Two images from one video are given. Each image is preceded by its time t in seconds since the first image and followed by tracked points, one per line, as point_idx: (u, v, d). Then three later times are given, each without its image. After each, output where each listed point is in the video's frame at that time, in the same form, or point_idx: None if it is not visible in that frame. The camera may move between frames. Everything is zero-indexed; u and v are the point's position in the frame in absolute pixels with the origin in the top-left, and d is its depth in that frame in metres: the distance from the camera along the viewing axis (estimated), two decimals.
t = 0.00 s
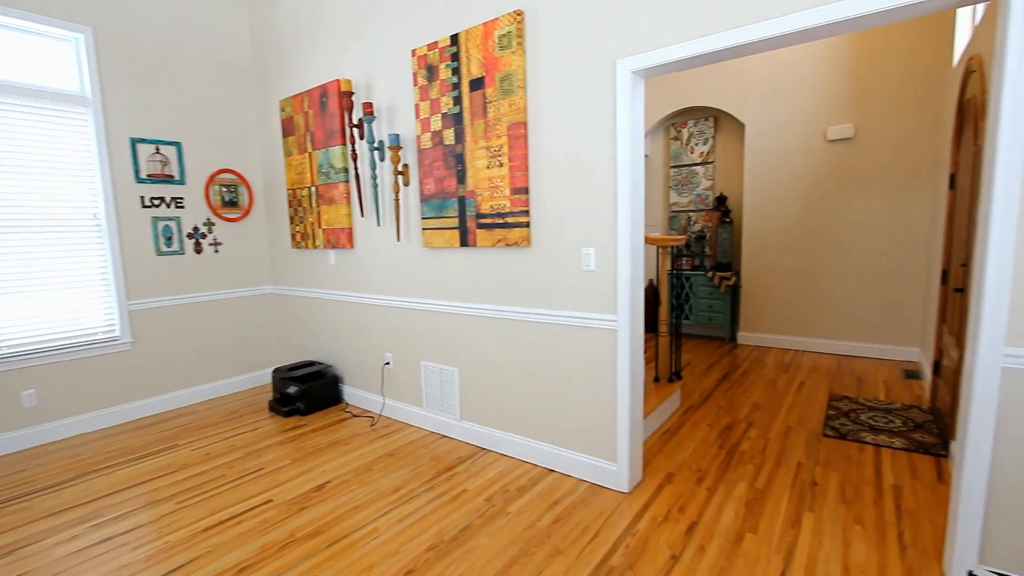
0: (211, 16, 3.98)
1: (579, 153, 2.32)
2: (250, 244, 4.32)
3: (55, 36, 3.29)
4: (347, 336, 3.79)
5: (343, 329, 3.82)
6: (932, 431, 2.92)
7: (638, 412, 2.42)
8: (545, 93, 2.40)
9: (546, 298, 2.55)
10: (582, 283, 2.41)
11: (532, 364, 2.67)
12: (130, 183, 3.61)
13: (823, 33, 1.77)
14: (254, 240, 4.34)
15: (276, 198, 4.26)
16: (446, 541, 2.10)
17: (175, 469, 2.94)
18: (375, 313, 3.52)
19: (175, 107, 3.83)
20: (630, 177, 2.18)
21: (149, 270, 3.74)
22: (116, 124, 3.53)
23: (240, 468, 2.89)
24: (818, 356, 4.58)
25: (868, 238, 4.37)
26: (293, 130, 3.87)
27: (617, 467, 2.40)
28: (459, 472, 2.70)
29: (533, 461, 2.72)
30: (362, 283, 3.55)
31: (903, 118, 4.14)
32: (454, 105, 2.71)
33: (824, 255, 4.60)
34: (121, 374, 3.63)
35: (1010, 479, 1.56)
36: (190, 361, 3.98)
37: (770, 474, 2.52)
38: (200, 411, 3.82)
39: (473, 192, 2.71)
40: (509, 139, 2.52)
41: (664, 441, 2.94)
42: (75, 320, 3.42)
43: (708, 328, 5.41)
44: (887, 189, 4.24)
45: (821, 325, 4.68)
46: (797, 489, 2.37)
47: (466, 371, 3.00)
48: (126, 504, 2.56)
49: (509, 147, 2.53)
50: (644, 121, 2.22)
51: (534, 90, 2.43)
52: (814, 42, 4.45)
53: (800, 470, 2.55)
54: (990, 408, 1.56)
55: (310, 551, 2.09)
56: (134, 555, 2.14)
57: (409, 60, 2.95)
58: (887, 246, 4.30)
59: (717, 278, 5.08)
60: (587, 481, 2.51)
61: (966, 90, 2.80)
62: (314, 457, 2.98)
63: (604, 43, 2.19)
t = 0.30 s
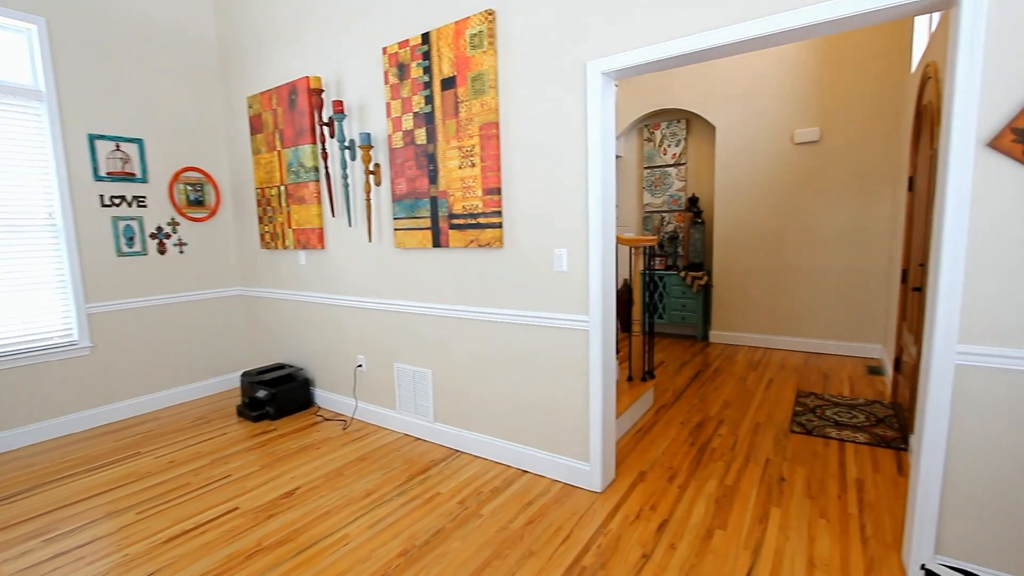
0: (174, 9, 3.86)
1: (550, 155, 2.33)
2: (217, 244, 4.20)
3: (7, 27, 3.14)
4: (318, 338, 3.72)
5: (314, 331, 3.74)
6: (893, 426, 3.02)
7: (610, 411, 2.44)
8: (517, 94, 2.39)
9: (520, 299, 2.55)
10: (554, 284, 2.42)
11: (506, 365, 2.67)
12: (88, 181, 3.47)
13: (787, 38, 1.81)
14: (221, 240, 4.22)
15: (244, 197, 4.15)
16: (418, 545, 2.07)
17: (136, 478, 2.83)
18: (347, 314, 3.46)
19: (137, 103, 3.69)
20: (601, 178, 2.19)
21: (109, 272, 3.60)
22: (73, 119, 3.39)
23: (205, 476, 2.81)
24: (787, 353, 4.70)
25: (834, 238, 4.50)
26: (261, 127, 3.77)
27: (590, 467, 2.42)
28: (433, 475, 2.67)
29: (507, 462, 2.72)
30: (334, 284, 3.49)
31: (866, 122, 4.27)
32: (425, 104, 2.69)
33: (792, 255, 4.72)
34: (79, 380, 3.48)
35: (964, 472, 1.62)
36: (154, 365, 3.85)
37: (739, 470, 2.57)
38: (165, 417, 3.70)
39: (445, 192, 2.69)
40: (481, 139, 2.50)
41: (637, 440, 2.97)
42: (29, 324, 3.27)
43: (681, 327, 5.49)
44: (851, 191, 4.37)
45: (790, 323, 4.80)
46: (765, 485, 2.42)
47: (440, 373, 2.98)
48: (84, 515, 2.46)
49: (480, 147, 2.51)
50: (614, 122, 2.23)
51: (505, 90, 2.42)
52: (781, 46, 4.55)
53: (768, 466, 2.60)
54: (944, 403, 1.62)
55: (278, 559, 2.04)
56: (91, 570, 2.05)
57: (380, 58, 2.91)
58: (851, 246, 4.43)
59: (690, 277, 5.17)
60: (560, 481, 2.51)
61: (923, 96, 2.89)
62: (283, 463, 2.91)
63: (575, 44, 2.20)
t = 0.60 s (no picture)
0: None
1: (526, 152, 2.29)
2: (183, 244, 4.04)
3: None
4: (289, 340, 3.61)
5: (285, 333, 3.63)
6: (864, 421, 3.08)
7: (588, 412, 2.42)
8: (492, 90, 2.35)
9: (497, 299, 2.51)
10: (531, 284, 2.38)
11: (483, 366, 2.63)
12: (42, 177, 3.30)
13: (761, 36, 1.81)
14: (187, 239, 4.06)
15: (211, 194, 4.00)
16: (392, 553, 2.01)
17: (94, 489, 2.70)
18: (319, 315, 3.37)
19: (95, 95, 3.53)
20: (577, 176, 2.16)
21: (66, 273, 3.43)
22: (25, 112, 3.22)
23: (169, 485, 2.69)
24: (761, 351, 4.77)
25: (806, 238, 4.58)
26: (229, 122, 3.64)
27: (567, 469, 2.39)
28: (408, 479, 2.61)
29: (484, 465, 2.68)
30: (306, 284, 3.39)
31: (836, 123, 4.35)
32: (399, 100, 2.62)
33: (765, 254, 4.78)
34: (34, 386, 3.31)
35: (934, 468, 1.64)
36: (115, 370, 3.68)
37: (716, 469, 2.57)
38: (127, 424, 3.54)
39: (419, 190, 2.62)
40: (455, 136, 2.45)
41: (614, 440, 2.96)
42: None
43: (658, 325, 5.53)
44: (822, 190, 4.45)
45: (764, 321, 4.87)
46: (741, 483, 2.43)
47: (415, 375, 2.92)
48: (36, 531, 2.32)
49: (455, 144, 2.46)
50: (590, 120, 2.21)
51: (480, 86, 2.37)
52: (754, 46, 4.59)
53: (744, 464, 2.61)
54: (915, 400, 1.63)
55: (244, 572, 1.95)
56: None
57: (351, 52, 2.83)
58: (822, 246, 4.52)
59: (666, 276, 5.20)
60: (537, 484, 2.48)
61: (891, 98, 2.95)
62: (252, 470, 2.80)
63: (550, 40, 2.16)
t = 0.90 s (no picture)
0: None
1: (506, 149, 2.22)
2: (148, 243, 3.86)
3: None
4: (261, 343, 3.47)
5: (256, 336, 3.49)
6: (843, 420, 3.09)
7: (570, 416, 2.36)
8: (470, 84, 2.26)
9: (477, 301, 2.43)
10: (512, 285, 2.31)
11: (463, 370, 2.55)
12: None
13: (746, 31, 1.76)
14: (151, 238, 3.88)
15: (176, 191, 3.83)
16: (367, 569, 1.92)
17: (47, 504, 2.53)
18: (292, 317, 3.24)
19: (50, 85, 3.32)
20: (558, 173, 2.10)
21: (19, 274, 3.23)
22: None
23: (129, 499, 2.54)
24: (741, 350, 4.78)
25: (784, 236, 4.60)
26: (195, 115, 3.47)
27: (550, 475, 2.33)
28: (385, 488, 2.52)
29: (464, 472, 2.60)
30: (277, 285, 3.26)
31: (813, 123, 4.38)
32: (373, 93, 2.52)
33: (745, 253, 4.80)
34: None
35: (920, 472, 1.62)
36: (73, 376, 3.49)
37: (699, 472, 2.54)
38: (86, 433, 3.36)
39: (395, 188, 2.53)
40: (432, 131, 2.36)
41: (597, 443, 2.91)
42: None
43: (640, 325, 5.51)
44: (801, 190, 4.48)
45: (743, 320, 4.89)
46: (725, 486, 2.40)
47: (393, 379, 2.82)
48: None
49: (432, 140, 2.37)
50: (571, 116, 2.14)
51: (458, 80, 2.29)
52: (734, 45, 4.59)
53: (727, 466, 2.59)
54: (901, 403, 1.61)
55: None
56: None
57: (324, 44, 2.71)
58: (800, 245, 4.55)
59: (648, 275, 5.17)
60: (519, 490, 2.42)
61: (869, 98, 2.95)
62: (220, 481, 2.67)
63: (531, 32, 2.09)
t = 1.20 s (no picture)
0: None
1: (488, 147, 2.13)
2: (111, 243, 3.66)
3: None
4: (232, 349, 3.32)
5: (227, 340, 3.33)
6: (828, 423, 3.08)
7: (555, 424, 2.28)
8: (450, 79, 2.17)
9: (459, 305, 2.34)
10: (495, 289, 2.22)
11: (444, 376, 2.45)
12: None
13: (737, 27, 1.70)
14: (115, 238, 3.68)
15: (142, 189, 3.64)
16: None
17: None
18: (265, 322, 3.10)
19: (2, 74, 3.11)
20: (542, 173, 2.02)
21: None
22: None
23: (86, 517, 2.37)
24: (724, 351, 4.78)
25: (766, 238, 4.61)
26: (161, 109, 3.29)
27: (534, 485, 2.25)
28: (362, 501, 2.41)
29: (445, 482, 2.50)
30: (249, 288, 3.11)
31: (795, 125, 4.39)
32: (349, 87, 2.41)
33: (728, 255, 4.79)
34: None
35: (912, 481, 1.59)
36: (29, 385, 3.28)
37: (686, 479, 2.49)
38: (43, 446, 3.16)
39: (372, 186, 2.42)
40: (411, 128, 2.26)
41: (582, 449, 2.84)
42: None
43: (623, 326, 5.47)
44: (783, 191, 4.49)
45: (726, 321, 4.89)
46: (712, 494, 2.35)
47: (371, 386, 2.71)
48: None
49: (411, 137, 2.27)
50: (555, 114, 2.07)
51: (438, 75, 2.20)
52: (718, 45, 4.57)
53: (713, 472, 2.54)
54: (894, 411, 1.57)
55: None
56: None
57: (297, 35, 2.58)
58: (782, 246, 4.56)
59: (631, 276, 5.14)
60: (502, 501, 2.33)
61: (854, 99, 2.94)
62: (186, 496, 2.52)
63: (514, 26, 2.00)
